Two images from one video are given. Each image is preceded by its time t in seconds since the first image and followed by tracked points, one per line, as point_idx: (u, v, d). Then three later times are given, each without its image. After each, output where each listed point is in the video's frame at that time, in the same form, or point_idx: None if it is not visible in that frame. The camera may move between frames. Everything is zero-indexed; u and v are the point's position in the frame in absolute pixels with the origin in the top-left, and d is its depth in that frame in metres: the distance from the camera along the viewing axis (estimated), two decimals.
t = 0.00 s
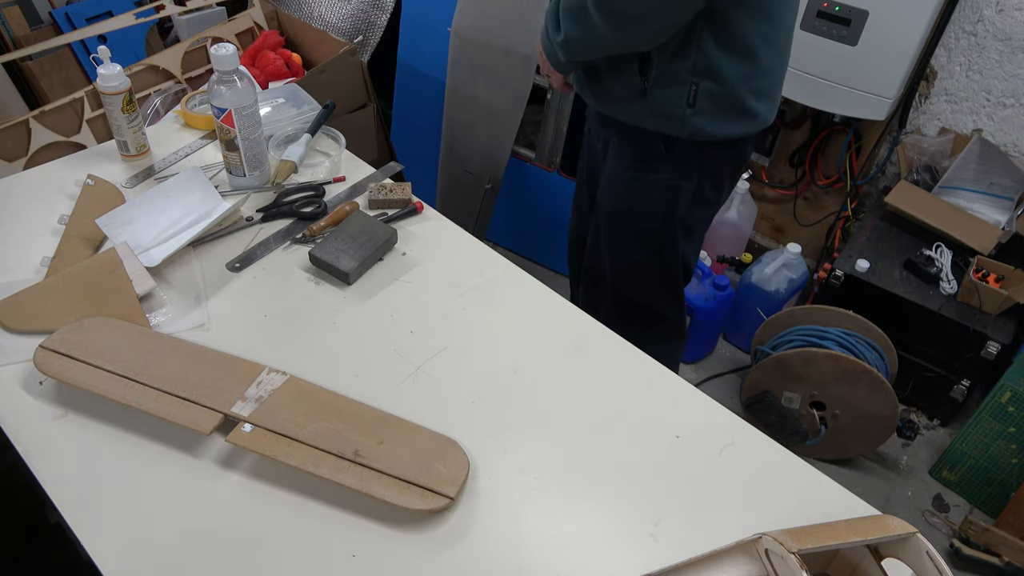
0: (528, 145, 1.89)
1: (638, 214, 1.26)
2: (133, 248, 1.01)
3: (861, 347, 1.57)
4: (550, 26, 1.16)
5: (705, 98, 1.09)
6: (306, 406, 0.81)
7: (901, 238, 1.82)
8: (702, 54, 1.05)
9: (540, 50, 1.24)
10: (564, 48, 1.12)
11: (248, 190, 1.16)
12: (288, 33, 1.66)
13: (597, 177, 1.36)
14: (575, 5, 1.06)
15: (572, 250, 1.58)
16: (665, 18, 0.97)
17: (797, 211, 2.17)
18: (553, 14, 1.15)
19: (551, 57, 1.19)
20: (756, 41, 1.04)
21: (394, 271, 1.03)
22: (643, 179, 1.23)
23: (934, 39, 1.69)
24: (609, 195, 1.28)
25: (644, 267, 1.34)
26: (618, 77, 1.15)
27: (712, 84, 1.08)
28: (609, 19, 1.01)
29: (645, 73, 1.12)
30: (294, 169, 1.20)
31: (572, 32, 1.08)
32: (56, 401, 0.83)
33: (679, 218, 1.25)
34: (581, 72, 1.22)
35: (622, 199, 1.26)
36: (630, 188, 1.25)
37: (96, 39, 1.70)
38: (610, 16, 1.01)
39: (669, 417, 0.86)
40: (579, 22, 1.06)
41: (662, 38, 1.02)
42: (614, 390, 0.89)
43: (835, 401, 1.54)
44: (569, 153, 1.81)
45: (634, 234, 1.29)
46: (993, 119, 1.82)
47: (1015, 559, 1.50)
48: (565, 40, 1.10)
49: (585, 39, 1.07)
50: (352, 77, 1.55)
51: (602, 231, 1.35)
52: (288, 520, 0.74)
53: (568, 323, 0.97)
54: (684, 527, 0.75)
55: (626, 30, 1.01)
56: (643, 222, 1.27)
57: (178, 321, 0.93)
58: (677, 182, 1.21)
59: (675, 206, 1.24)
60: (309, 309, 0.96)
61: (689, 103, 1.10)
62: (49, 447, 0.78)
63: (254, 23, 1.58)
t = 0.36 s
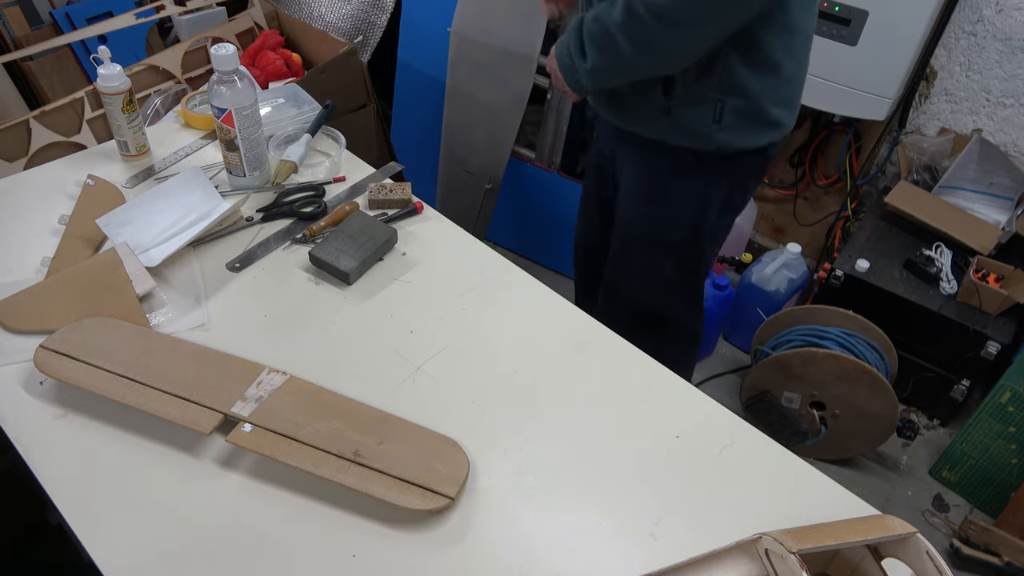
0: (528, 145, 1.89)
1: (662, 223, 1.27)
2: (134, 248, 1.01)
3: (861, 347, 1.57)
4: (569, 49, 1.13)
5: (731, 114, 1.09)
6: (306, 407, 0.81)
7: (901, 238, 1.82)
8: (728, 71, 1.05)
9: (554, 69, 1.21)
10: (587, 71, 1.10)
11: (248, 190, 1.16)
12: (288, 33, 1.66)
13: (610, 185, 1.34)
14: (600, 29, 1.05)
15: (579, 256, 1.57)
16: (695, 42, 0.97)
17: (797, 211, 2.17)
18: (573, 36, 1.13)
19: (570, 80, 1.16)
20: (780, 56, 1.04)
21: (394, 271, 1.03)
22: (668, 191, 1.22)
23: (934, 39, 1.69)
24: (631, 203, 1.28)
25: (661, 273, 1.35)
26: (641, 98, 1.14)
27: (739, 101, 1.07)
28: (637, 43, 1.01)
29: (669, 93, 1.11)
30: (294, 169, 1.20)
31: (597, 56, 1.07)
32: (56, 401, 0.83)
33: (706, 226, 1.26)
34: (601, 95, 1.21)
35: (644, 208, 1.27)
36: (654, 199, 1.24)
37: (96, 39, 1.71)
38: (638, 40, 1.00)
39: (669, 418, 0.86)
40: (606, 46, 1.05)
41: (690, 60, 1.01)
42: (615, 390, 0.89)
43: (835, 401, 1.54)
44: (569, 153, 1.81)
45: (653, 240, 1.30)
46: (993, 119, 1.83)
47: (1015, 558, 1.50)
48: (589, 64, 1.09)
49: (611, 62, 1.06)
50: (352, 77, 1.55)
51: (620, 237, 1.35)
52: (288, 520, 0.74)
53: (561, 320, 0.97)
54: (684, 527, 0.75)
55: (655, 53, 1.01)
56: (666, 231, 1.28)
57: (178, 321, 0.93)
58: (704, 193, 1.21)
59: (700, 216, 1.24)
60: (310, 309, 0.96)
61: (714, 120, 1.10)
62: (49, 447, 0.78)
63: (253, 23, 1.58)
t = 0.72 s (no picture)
0: (528, 145, 1.89)
1: (690, 263, 1.15)
2: (134, 248, 1.01)
3: (861, 347, 1.57)
4: (633, 127, 0.93)
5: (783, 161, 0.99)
6: (306, 407, 0.81)
7: (901, 238, 1.82)
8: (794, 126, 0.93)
9: (610, 141, 0.98)
10: (674, 152, 0.92)
11: (248, 190, 1.16)
12: (288, 33, 1.66)
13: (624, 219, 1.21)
14: (688, 109, 0.87)
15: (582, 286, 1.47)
16: (802, 115, 0.84)
17: (797, 211, 2.17)
18: (637, 111, 0.93)
19: (643, 160, 0.96)
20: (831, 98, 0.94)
21: (394, 271, 1.03)
22: (698, 230, 1.10)
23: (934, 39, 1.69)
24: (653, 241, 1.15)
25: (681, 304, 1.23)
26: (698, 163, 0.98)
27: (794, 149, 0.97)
28: (744, 122, 0.85)
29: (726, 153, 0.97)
30: (294, 168, 1.20)
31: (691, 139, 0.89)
32: (56, 402, 0.83)
33: (739, 263, 1.14)
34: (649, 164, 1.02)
35: (670, 246, 1.14)
36: (679, 236, 1.12)
37: (96, 39, 1.71)
38: (743, 121, 0.85)
39: (669, 418, 0.86)
40: (701, 127, 0.88)
41: (787, 130, 0.88)
42: (615, 392, 0.88)
43: (835, 401, 1.54)
44: (569, 153, 1.81)
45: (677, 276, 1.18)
46: (993, 119, 1.83)
47: (1015, 559, 1.50)
48: (683, 150, 0.91)
49: (708, 145, 0.89)
50: (352, 77, 1.55)
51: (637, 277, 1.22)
52: (287, 520, 0.74)
53: (559, 320, 0.97)
54: (684, 527, 0.75)
55: (762, 131, 0.86)
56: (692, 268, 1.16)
57: (178, 321, 0.93)
58: (741, 232, 1.09)
59: (731, 254, 1.12)
60: (310, 308, 0.96)
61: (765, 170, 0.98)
62: (49, 447, 0.78)
63: (253, 23, 1.58)
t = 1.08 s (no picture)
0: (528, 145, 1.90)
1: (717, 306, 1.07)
2: (134, 248, 1.01)
3: (861, 347, 1.57)
4: (729, 208, 0.88)
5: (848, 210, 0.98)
6: (306, 407, 0.81)
7: (901, 238, 1.82)
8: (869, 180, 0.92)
9: (692, 227, 0.93)
10: (786, 234, 0.86)
11: (248, 190, 1.16)
12: (288, 33, 1.66)
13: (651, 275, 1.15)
14: (799, 188, 0.83)
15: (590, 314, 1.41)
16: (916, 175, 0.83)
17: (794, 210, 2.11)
18: (728, 188, 0.88)
19: (746, 246, 0.90)
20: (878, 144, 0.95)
21: (394, 271, 1.03)
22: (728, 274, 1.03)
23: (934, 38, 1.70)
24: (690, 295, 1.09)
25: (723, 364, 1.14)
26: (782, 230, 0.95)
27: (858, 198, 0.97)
28: (862, 192, 0.81)
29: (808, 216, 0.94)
30: (294, 168, 1.20)
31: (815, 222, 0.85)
32: (56, 402, 0.83)
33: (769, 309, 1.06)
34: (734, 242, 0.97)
35: (708, 300, 1.07)
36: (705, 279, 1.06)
37: (96, 39, 1.71)
38: (864, 193, 0.81)
39: (668, 418, 0.86)
40: (814, 204, 0.83)
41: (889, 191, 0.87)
42: (616, 393, 0.88)
43: (835, 401, 1.54)
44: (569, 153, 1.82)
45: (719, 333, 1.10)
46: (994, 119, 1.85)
47: (1015, 558, 1.50)
48: (799, 232, 0.86)
49: (829, 222, 0.85)
50: (352, 77, 1.55)
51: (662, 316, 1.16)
52: (287, 520, 0.74)
53: (559, 320, 0.97)
54: (685, 527, 0.75)
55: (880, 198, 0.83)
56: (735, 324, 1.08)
57: (178, 321, 0.93)
58: (784, 277, 1.02)
59: (772, 303, 1.05)
60: (310, 308, 0.97)
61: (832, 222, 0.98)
62: (48, 447, 0.78)
63: (254, 23, 1.58)
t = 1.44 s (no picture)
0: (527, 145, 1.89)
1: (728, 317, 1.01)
2: (134, 248, 1.02)
3: (861, 347, 1.57)
4: (776, 256, 0.84)
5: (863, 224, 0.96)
6: (306, 407, 0.81)
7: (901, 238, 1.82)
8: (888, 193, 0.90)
9: (743, 284, 0.90)
10: (834, 276, 0.82)
11: (248, 190, 1.16)
12: (288, 34, 1.66)
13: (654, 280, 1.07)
14: (848, 230, 0.79)
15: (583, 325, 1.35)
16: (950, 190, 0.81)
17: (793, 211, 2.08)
18: (774, 239, 0.84)
19: (793, 290, 0.85)
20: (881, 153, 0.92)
21: (394, 270, 1.03)
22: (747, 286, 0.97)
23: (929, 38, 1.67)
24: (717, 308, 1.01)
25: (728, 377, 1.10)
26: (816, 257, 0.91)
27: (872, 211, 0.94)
28: (906, 227, 0.79)
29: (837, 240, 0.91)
30: (294, 168, 1.20)
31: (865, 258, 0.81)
32: (56, 402, 0.83)
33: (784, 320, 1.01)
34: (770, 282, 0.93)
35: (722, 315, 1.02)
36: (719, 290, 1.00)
37: (96, 39, 1.71)
38: (911, 223, 0.79)
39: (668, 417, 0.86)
40: (861, 243, 0.80)
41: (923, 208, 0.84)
42: (615, 394, 0.88)
43: (835, 401, 1.54)
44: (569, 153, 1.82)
45: (733, 347, 1.05)
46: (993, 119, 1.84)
47: (1014, 558, 1.50)
48: (851, 271, 0.82)
49: (879, 257, 0.82)
50: (352, 77, 1.55)
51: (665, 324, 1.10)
52: (287, 520, 0.74)
53: (559, 320, 0.97)
54: (686, 527, 0.75)
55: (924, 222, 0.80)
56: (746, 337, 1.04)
57: (178, 321, 0.93)
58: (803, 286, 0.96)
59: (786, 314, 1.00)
60: (310, 308, 0.96)
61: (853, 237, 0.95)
62: (49, 447, 0.78)
63: (254, 23, 1.58)
